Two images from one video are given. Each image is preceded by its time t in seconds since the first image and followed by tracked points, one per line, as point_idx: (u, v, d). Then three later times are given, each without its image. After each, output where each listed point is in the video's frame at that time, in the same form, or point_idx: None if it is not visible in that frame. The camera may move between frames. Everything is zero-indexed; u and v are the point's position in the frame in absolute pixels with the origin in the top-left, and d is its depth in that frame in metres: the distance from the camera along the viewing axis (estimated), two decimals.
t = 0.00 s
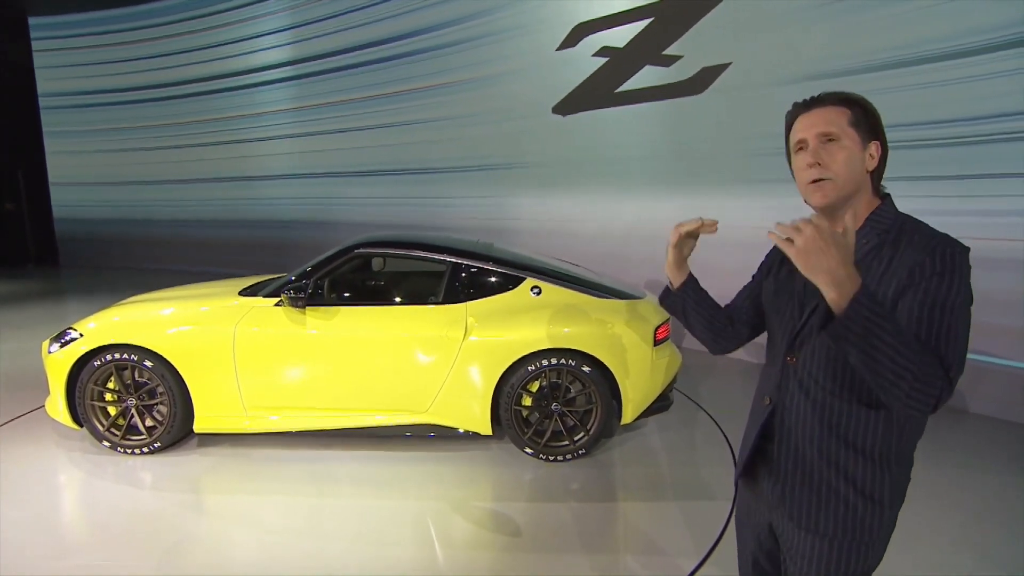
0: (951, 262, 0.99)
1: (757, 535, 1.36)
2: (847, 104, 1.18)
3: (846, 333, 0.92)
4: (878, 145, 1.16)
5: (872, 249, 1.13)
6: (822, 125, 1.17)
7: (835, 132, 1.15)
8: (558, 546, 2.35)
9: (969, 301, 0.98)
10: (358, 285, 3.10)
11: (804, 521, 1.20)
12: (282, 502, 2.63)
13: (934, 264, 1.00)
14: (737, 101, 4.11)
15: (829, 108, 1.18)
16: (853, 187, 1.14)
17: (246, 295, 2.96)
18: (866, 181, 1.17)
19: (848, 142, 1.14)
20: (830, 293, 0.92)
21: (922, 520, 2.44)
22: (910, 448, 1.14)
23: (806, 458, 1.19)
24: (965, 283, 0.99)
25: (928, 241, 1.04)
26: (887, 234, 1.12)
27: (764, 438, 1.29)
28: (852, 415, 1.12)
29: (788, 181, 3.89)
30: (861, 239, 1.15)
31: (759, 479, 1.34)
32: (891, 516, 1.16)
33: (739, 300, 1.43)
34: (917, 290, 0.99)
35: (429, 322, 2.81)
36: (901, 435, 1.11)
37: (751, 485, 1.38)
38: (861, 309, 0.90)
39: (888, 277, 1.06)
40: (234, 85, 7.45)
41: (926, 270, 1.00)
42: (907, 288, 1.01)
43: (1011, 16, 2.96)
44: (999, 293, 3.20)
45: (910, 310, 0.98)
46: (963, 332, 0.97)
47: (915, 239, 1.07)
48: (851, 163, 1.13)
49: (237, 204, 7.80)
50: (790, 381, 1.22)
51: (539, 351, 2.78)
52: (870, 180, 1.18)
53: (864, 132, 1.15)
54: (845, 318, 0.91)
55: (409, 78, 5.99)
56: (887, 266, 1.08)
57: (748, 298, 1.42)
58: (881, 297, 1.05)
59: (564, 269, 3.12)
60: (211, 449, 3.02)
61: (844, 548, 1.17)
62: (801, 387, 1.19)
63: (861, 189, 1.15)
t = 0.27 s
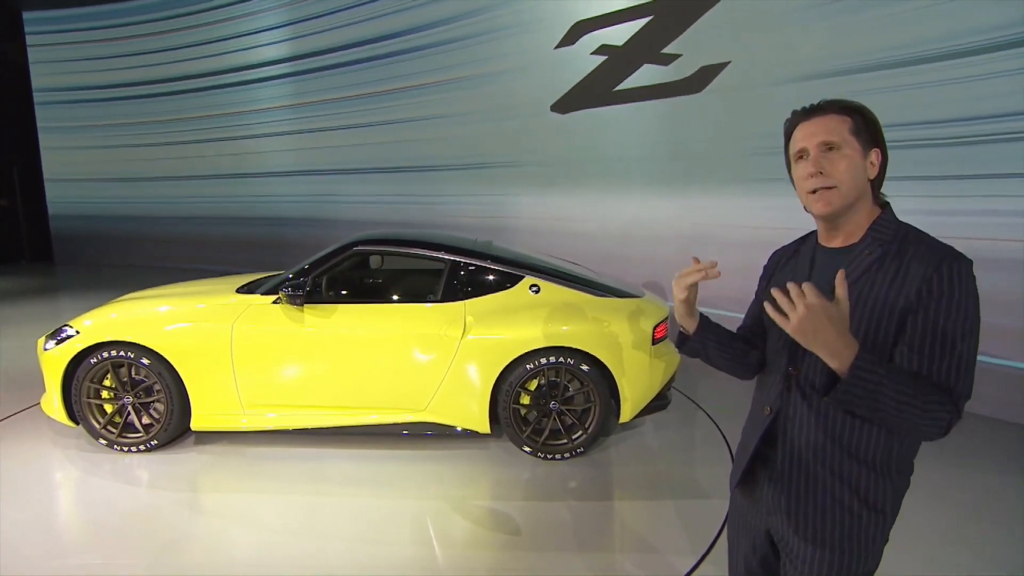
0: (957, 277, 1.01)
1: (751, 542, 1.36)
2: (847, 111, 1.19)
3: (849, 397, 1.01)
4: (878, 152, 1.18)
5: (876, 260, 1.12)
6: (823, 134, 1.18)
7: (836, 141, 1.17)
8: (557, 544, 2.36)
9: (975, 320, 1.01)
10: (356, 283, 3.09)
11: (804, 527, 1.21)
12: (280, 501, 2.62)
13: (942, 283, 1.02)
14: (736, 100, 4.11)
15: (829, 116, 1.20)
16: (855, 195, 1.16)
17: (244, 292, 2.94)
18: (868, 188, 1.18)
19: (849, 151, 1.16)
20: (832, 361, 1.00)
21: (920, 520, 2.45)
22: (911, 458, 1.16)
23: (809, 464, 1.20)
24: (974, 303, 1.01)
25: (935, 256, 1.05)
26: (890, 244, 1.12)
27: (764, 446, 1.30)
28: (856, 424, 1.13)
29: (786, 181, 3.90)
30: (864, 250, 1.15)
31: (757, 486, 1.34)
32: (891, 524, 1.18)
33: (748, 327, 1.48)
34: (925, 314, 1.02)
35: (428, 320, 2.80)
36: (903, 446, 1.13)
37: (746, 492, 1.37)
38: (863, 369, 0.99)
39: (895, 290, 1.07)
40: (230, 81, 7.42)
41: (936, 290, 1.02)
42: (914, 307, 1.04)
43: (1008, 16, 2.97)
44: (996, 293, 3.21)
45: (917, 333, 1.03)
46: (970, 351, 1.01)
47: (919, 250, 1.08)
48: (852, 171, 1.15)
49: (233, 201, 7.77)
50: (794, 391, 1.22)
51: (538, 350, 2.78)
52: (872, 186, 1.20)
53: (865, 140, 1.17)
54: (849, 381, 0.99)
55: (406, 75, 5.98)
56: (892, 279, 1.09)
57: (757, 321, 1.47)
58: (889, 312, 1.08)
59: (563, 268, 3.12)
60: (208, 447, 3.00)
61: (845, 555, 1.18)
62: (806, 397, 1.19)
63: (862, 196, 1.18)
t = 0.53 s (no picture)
0: (964, 275, 1.00)
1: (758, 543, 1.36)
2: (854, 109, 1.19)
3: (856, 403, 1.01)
4: (883, 151, 1.18)
5: (881, 259, 1.12)
6: (829, 131, 1.18)
7: (843, 138, 1.16)
8: (559, 544, 2.35)
9: (982, 319, 0.99)
10: (358, 283, 3.08)
11: (807, 526, 1.21)
12: (281, 501, 2.62)
13: (948, 281, 1.01)
14: (738, 100, 4.10)
15: (835, 114, 1.20)
16: (860, 193, 1.15)
17: (245, 292, 2.94)
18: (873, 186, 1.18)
19: (854, 148, 1.15)
20: (835, 365, 1.01)
21: (922, 521, 2.44)
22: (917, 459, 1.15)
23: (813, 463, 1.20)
24: (983, 302, 1.00)
25: (941, 254, 1.04)
26: (895, 243, 1.12)
27: (769, 447, 1.29)
28: (861, 423, 1.12)
29: (788, 181, 3.89)
30: (870, 249, 1.15)
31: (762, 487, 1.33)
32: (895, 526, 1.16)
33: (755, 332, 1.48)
34: (930, 313, 1.01)
35: (429, 320, 2.80)
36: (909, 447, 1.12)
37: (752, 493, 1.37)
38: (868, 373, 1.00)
39: (902, 288, 1.07)
40: (229, 81, 7.41)
41: (942, 289, 1.01)
42: (922, 305, 1.03)
43: (1011, 16, 2.96)
44: (998, 293, 3.19)
45: (926, 331, 1.01)
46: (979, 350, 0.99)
47: (927, 248, 1.07)
48: (859, 169, 1.15)
49: (233, 200, 7.77)
50: (798, 391, 1.22)
51: (540, 350, 2.77)
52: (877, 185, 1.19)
53: (871, 138, 1.17)
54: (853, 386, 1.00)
55: (406, 75, 5.97)
56: (898, 278, 1.08)
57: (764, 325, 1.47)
58: (896, 310, 1.07)
59: (565, 267, 3.11)
60: (209, 447, 3.00)
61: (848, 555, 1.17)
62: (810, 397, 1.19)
63: (868, 194, 1.17)
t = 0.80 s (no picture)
0: (971, 263, 0.98)
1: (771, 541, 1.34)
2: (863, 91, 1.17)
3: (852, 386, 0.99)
4: (893, 135, 1.15)
5: (887, 246, 1.11)
6: (833, 115, 1.17)
7: (847, 122, 1.15)
8: (564, 546, 2.33)
9: (993, 306, 0.97)
10: (364, 280, 3.07)
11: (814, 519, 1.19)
12: (284, 498, 2.61)
13: (955, 268, 0.99)
14: (749, 98, 4.05)
15: (842, 97, 1.17)
16: (863, 180, 1.14)
17: (251, 289, 2.93)
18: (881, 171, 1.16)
19: (859, 133, 1.13)
20: (835, 355, 1.00)
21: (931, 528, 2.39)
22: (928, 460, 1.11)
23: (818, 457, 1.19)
24: (995, 290, 0.97)
25: (950, 240, 1.03)
26: (902, 230, 1.11)
27: (778, 441, 1.28)
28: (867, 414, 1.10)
29: (798, 181, 3.84)
30: (876, 236, 1.14)
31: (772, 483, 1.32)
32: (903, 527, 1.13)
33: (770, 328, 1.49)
34: (937, 300, 0.99)
35: (436, 318, 2.78)
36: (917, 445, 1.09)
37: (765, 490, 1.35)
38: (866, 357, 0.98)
39: (908, 277, 1.05)
40: (237, 77, 7.42)
41: (949, 275, 0.99)
42: (928, 295, 1.01)
43: None
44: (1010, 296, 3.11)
45: (933, 320, 0.99)
46: (993, 345, 0.96)
47: (934, 237, 1.05)
48: (864, 155, 1.13)
49: (240, 196, 7.78)
50: (804, 383, 1.21)
51: (547, 349, 2.75)
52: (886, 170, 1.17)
53: (879, 121, 1.14)
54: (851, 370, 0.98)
55: (413, 72, 5.96)
56: (905, 266, 1.07)
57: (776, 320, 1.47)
58: (900, 299, 1.06)
59: (572, 266, 3.09)
60: (215, 443, 2.99)
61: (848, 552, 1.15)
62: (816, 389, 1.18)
63: (873, 181, 1.15)
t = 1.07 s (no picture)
0: (984, 257, 0.94)
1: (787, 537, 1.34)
2: (869, 76, 1.13)
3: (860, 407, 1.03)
4: (899, 119, 1.09)
5: (898, 237, 1.07)
6: (831, 104, 1.16)
7: (842, 113, 1.13)
8: (582, 546, 2.29)
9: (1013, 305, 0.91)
10: (379, 277, 3.04)
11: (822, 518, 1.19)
12: (300, 495, 2.60)
13: (967, 262, 0.95)
14: (771, 90, 3.96)
15: (846, 84, 1.15)
16: (855, 168, 1.12)
17: (266, 285, 2.92)
18: (887, 160, 1.12)
19: (854, 121, 1.12)
20: (837, 381, 1.05)
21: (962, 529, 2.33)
22: (950, 458, 1.06)
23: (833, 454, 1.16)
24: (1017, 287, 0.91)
25: (963, 231, 0.98)
26: (913, 221, 1.07)
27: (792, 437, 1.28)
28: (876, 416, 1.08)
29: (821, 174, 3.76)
30: (887, 227, 1.11)
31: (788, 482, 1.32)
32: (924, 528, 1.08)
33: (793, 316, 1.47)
34: (946, 299, 0.96)
35: (451, 315, 2.74)
36: (934, 444, 1.05)
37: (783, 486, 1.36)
38: (864, 376, 1.02)
39: (916, 269, 1.01)
40: (252, 72, 7.44)
41: (960, 271, 0.95)
42: (937, 292, 0.98)
43: None
44: None
45: (944, 321, 0.96)
46: (1011, 342, 0.91)
47: (946, 225, 1.01)
48: (854, 144, 1.11)
49: (256, 193, 7.81)
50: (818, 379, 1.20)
51: (563, 347, 2.71)
52: (896, 156, 1.12)
53: (881, 106, 1.10)
54: (853, 393, 1.03)
55: (427, 66, 5.95)
56: (914, 258, 1.03)
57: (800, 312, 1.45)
58: (907, 293, 1.02)
59: (589, 262, 3.04)
60: (230, 440, 2.98)
61: (854, 553, 1.13)
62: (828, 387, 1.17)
63: (872, 168, 1.12)
